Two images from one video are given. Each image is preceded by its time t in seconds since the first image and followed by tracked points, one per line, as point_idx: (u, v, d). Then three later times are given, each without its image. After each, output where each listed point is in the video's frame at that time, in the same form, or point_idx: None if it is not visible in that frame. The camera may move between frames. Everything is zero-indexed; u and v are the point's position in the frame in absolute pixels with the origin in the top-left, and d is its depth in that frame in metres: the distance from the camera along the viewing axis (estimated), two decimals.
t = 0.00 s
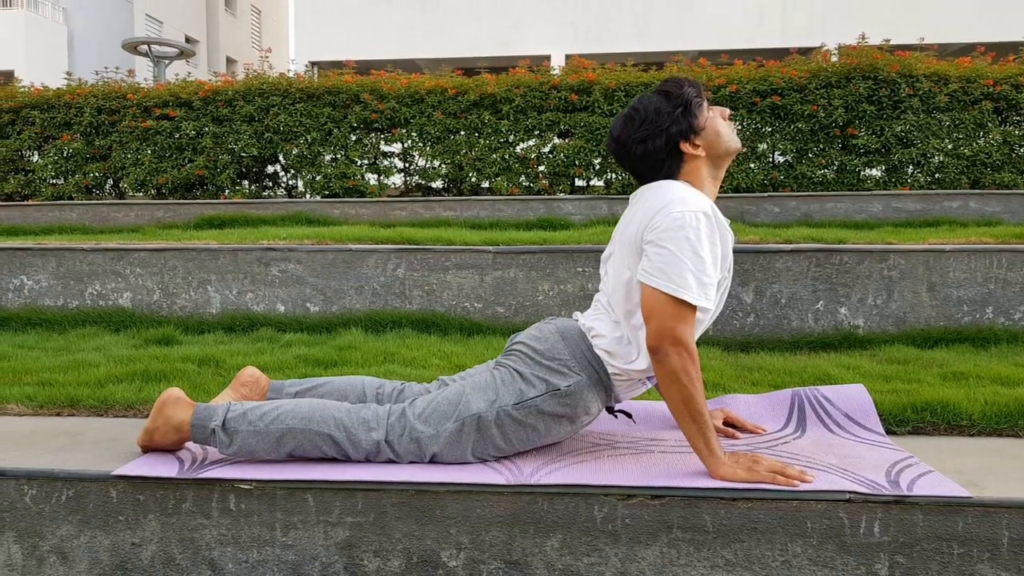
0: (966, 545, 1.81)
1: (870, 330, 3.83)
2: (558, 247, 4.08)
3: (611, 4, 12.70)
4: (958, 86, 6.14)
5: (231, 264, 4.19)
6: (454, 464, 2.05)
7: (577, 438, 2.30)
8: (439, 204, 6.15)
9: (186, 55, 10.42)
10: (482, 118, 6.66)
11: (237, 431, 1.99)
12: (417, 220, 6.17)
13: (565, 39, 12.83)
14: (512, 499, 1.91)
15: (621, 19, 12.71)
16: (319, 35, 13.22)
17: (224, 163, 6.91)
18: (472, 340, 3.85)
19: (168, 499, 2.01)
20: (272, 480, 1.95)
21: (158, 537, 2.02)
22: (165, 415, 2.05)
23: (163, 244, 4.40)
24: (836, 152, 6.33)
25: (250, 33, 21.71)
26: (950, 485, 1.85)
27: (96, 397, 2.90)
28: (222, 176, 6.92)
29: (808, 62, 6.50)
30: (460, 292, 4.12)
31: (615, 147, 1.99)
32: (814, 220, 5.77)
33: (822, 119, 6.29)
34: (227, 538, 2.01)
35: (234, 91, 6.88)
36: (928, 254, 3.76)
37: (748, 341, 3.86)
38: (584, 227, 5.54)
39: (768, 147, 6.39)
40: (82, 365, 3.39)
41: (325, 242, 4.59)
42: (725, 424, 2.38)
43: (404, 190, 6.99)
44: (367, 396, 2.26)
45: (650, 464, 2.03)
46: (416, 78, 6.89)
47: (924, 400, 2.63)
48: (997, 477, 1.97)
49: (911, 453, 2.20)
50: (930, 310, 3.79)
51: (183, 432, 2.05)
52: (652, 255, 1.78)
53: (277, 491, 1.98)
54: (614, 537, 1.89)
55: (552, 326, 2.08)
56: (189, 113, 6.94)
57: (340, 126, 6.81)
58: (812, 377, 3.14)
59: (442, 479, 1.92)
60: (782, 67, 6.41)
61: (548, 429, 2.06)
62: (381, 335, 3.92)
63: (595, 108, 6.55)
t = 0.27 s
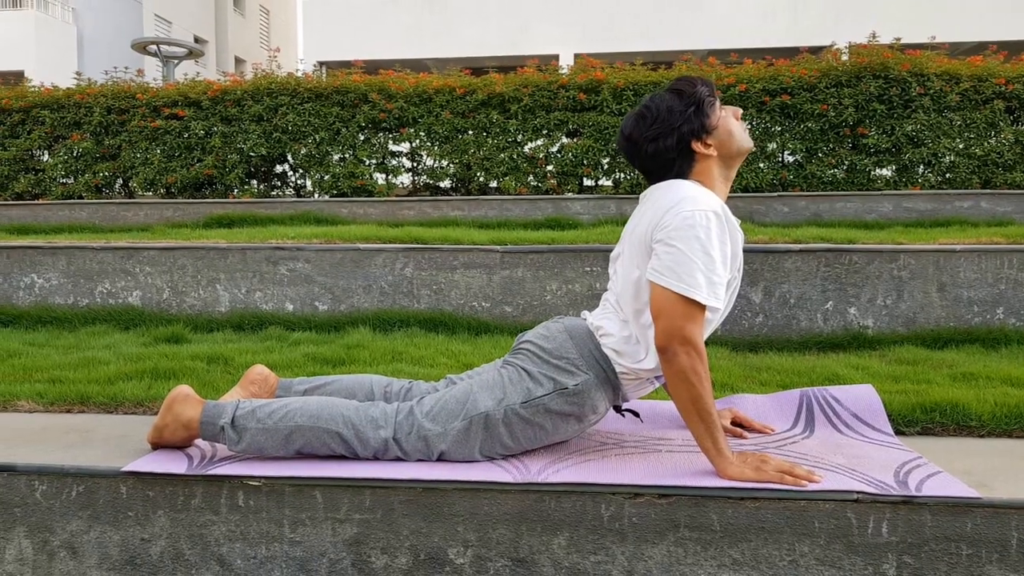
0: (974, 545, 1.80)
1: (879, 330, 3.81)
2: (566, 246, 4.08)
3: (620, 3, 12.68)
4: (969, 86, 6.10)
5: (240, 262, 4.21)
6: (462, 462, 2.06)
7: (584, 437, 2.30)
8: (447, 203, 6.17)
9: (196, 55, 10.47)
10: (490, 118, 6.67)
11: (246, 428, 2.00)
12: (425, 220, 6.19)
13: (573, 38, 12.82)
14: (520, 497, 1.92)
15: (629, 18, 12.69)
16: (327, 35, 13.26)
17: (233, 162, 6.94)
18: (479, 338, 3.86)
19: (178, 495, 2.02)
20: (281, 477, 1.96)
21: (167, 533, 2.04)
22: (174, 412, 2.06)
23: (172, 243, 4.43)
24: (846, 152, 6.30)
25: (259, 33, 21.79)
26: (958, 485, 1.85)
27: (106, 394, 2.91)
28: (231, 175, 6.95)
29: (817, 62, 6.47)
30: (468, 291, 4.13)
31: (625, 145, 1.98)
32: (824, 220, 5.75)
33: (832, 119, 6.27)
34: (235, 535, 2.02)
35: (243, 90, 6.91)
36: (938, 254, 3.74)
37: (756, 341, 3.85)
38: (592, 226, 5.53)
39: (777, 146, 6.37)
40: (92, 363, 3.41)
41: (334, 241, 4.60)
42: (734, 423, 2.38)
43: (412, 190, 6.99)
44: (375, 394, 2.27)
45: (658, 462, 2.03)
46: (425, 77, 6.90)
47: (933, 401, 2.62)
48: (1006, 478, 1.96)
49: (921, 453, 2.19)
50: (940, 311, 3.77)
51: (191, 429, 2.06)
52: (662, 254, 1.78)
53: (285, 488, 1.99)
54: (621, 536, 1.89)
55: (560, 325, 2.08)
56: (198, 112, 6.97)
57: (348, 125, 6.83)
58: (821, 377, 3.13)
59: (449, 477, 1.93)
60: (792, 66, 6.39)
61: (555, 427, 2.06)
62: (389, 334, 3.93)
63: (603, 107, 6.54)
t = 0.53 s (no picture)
0: (982, 543, 1.80)
1: (887, 328, 3.80)
2: (572, 244, 4.08)
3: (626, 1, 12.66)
4: (978, 83, 6.07)
5: (248, 261, 4.23)
6: (468, 460, 2.06)
7: (591, 435, 2.30)
8: (453, 202, 6.17)
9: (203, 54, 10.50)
10: (497, 116, 6.66)
11: (254, 427, 2.01)
12: (432, 218, 6.19)
13: (580, 36, 12.80)
14: (526, 495, 1.92)
15: (636, 16, 12.67)
16: (334, 34, 13.27)
17: (241, 161, 6.96)
18: (486, 337, 3.86)
19: (185, 493, 2.03)
20: (288, 475, 1.97)
21: (175, 531, 2.05)
22: (182, 411, 2.07)
23: (180, 242, 4.45)
24: (854, 149, 6.28)
25: (266, 32, 21.85)
26: (966, 483, 1.84)
27: (114, 393, 2.93)
28: (239, 174, 6.97)
29: (825, 59, 6.45)
30: (475, 290, 4.13)
31: (632, 143, 1.98)
32: (832, 218, 5.72)
33: (840, 116, 6.24)
34: (243, 533, 2.03)
35: (250, 89, 6.93)
36: (946, 252, 3.73)
37: (764, 340, 3.84)
38: (599, 225, 5.53)
39: (785, 144, 6.34)
40: (101, 362, 3.43)
41: (341, 240, 4.61)
42: (741, 421, 2.37)
43: (419, 189, 7.00)
44: (382, 392, 2.28)
45: (665, 461, 2.03)
46: (431, 76, 6.90)
47: (941, 399, 2.61)
48: (1014, 475, 1.95)
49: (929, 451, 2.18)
50: (949, 309, 3.75)
51: (199, 428, 2.07)
52: (669, 251, 1.78)
53: (293, 486, 2.00)
54: (628, 534, 1.89)
55: (566, 324, 2.09)
56: (205, 111, 7.00)
57: (355, 124, 6.84)
58: (829, 375, 3.12)
59: (456, 475, 1.93)
60: (799, 64, 6.37)
61: (562, 425, 2.06)
62: (396, 333, 3.94)
63: (610, 105, 6.53)
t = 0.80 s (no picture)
0: (986, 545, 1.79)
1: (892, 329, 3.79)
2: (577, 244, 4.08)
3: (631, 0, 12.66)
4: (984, 84, 6.05)
5: (252, 259, 4.24)
6: (472, 459, 2.06)
7: (594, 434, 2.31)
8: (458, 201, 6.18)
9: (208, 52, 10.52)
10: (502, 115, 6.66)
11: (258, 424, 2.02)
12: (437, 217, 6.20)
13: (585, 35, 12.79)
14: (529, 494, 1.92)
15: (641, 16, 12.67)
16: (339, 32, 13.27)
17: (246, 159, 6.98)
18: (490, 336, 3.87)
19: (189, 490, 2.04)
20: (292, 473, 1.98)
21: (179, 528, 2.06)
22: (186, 408, 2.08)
23: (185, 240, 4.46)
24: (859, 150, 6.26)
25: (272, 30, 21.87)
26: (970, 485, 1.84)
27: (119, 390, 2.94)
28: (244, 172, 6.98)
29: (831, 59, 6.43)
30: (479, 289, 4.13)
31: (639, 142, 1.98)
32: (837, 218, 5.71)
33: (846, 117, 6.23)
34: (247, 530, 2.04)
35: (256, 88, 6.94)
36: (951, 253, 3.72)
37: (768, 340, 3.84)
38: (603, 224, 5.53)
39: (791, 144, 6.33)
40: (105, 359, 3.44)
41: (345, 238, 4.62)
42: (745, 422, 2.37)
43: (424, 188, 7.01)
44: (386, 390, 2.28)
45: (668, 461, 2.03)
46: (437, 75, 6.91)
47: (945, 400, 2.61)
48: (1018, 477, 1.95)
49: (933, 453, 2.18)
50: (953, 310, 3.74)
51: (203, 425, 2.08)
52: (674, 251, 1.78)
53: (297, 484, 2.00)
54: (631, 534, 1.89)
55: (571, 323, 2.09)
56: (211, 109, 7.01)
57: (360, 123, 6.85)
58: (833, 376, 3.12)
59: (460, 474, 1.94)
60: (805, 64, 6.36)
61: (566, 425, 2.06)
62: (401, 331, 3.94)
63: (615, 105, 6.53)
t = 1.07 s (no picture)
0: (994, 552, 1.79)
1: (899, 333, 3.78)
2: (583, 245, 4.08)
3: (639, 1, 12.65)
4: (993, 89, 6.03)
5: (260, 258, 4.25)
6: (478, 460, 2.07)
7: (600, 436, 2.31)
8: (465, 201, 6.19)
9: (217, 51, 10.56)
10: (509, 116, 6.67)
11: (265, 422, 2.02)
12: (443, 217, 6.21)
13: (593, 36, 12.78)
14: (536, 495, 1.92)
15: (648, 17, 12.66)
16: (347, 32, 13.30)
17: (254, 158, 7.00)
18: (496, 336, 3.87)
19: (197, 487, 2.05)
20: (299, 471, 1.98)
21: (186, 525, 2.06)
22: (194, 405, 2.09)
23: (193, 238, 4.47)
24: (867, 154, 6.24)
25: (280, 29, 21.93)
26: (979, 491, 1.83)
27: (126, 387, 2.96)
28: (252, 171, 7.00)
29: (839, 62, 6.42)
30: (485, 289, 4.13)
31: (649, 143, 1.98)
32: (845, 222, 5.69)
33: (854, 120, 6.21)
34: (254, 528, 2.04)
35: (264, 87, 6.96)
36: (959, 258, 3.71)
37: (775, 343, 3.83)
38: (610, 226, 5.52)
39: (798, 147, 6.32)
40: (113, 356, 3.45)
41: (352, 238, 4.63)
42: (751, 425, 2.37)
43: (431, 188, 7.02)
44: (392, 390, 2.29)
45: (674, 463, 2.03)
46: (445, 75, 6.92)
47: (953, 405, 2.60)
48: None
49: (940, 458, 2.17)
50: (961, 315, 3.73)
51: (211, 423, 2.08)
52: (682, 253, 1.78)
53: (304, 482, 2.01)
54: (637, 536, 1.89)
55: (578, 324, 2.09)
56: (219, 108, 7.04)
57: (368, 122, 6.86)
58: (840, 380, 3.11)
59: (466, 474, 1.94)
60: (814, 67, 6.34)
61: (572, 426, 2.06)
62: (407, 331, 3.95)
63: (623, 106, 6.53)
